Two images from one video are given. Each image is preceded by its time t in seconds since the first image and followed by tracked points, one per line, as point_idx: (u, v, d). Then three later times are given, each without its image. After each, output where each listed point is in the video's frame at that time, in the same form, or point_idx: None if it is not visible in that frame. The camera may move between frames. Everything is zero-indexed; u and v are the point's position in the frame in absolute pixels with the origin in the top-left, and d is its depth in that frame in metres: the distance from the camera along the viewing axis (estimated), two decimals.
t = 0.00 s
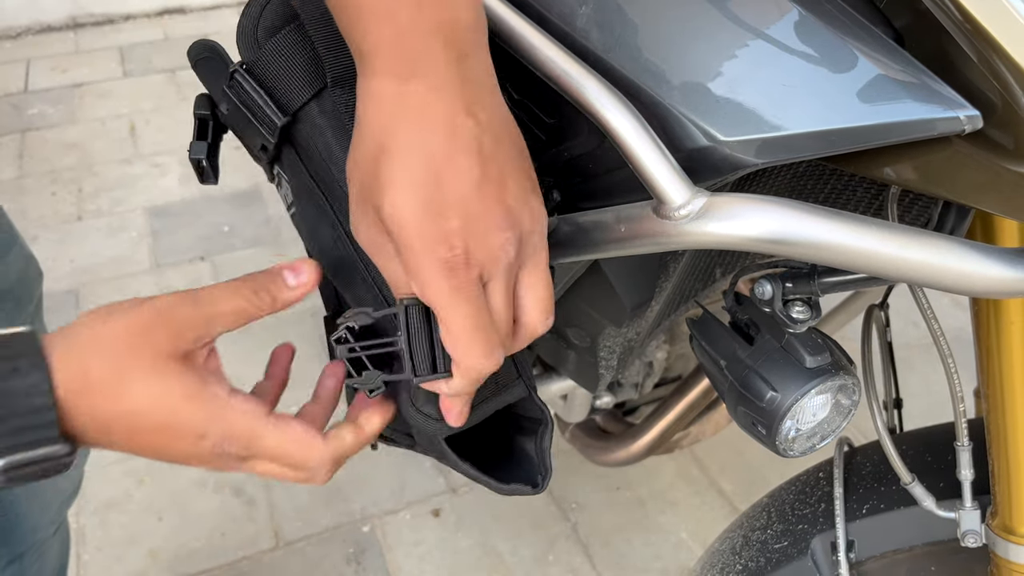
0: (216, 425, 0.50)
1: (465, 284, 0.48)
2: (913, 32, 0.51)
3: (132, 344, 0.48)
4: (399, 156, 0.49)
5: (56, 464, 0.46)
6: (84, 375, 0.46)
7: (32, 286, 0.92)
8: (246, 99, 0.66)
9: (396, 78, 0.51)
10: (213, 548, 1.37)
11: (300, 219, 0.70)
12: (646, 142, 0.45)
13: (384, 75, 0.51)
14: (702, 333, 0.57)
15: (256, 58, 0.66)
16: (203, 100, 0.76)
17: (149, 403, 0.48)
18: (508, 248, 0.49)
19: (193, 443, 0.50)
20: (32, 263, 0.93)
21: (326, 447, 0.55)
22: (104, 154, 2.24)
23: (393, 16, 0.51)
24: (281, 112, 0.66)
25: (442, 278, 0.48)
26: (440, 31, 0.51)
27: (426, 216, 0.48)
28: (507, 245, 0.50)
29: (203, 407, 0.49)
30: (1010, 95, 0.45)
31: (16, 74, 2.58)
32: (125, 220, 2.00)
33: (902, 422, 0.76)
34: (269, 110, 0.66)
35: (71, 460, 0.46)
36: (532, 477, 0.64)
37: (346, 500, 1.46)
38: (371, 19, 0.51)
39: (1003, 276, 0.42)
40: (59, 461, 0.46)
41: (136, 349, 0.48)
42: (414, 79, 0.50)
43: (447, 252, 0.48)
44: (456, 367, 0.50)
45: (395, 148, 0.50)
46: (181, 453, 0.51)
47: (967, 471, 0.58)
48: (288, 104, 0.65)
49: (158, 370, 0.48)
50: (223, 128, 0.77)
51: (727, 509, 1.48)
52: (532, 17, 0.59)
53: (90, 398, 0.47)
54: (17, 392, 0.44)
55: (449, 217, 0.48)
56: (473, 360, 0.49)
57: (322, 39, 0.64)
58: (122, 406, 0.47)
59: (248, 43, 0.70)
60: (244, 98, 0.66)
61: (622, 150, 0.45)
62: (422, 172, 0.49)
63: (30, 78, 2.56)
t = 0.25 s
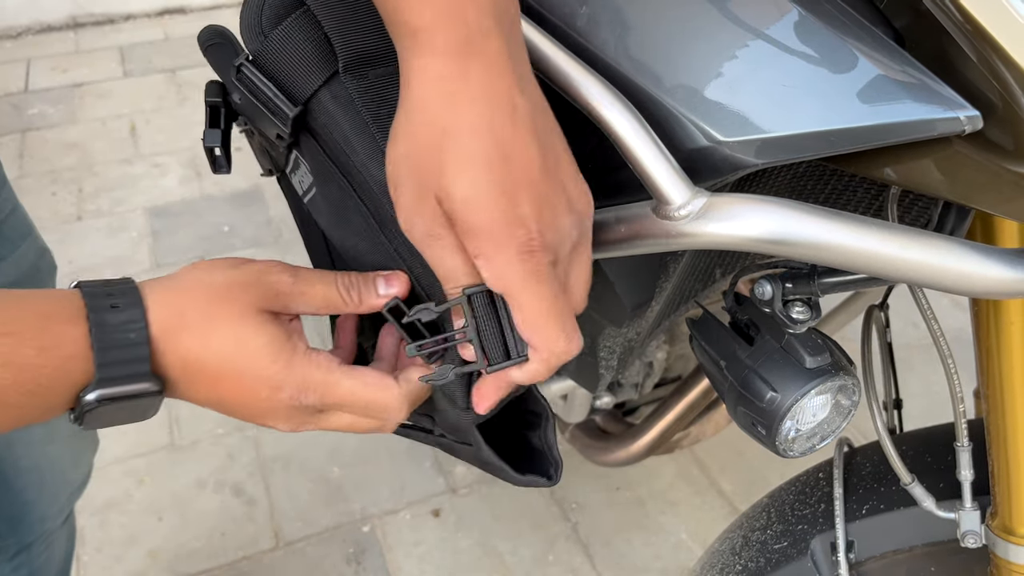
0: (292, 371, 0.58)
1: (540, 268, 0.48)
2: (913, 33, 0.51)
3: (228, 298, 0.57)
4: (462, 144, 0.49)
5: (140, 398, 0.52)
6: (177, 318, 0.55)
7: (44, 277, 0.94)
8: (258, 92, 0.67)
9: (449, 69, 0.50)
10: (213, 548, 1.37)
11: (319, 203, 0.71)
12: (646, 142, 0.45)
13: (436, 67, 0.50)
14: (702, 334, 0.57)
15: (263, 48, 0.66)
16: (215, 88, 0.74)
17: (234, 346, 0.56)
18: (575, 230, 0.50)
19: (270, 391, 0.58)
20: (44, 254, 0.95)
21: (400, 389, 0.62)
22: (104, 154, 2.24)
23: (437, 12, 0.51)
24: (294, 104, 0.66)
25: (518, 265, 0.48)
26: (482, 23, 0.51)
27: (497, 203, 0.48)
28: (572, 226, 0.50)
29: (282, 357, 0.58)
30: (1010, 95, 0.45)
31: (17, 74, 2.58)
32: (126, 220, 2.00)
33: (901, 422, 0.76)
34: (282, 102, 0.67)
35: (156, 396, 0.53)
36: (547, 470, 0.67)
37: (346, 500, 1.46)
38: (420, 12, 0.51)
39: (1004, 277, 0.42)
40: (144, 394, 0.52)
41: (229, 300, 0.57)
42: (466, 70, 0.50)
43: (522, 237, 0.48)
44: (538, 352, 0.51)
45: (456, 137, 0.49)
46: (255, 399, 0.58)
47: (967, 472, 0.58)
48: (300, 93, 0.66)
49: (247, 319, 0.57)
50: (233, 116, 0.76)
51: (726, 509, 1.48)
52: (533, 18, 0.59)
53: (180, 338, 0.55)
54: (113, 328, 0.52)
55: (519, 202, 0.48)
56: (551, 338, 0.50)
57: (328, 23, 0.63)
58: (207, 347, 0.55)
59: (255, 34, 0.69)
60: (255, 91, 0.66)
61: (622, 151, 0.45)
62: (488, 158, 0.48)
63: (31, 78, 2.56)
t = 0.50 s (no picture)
0: (327, 370, 0.58)
1: (544, 291, 0.45)
2: (918, 29, 0.51)
3: (266, 292, 0.57)
4: (478, 158, 0.45)
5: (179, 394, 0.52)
6: (214, 315, 0.55)
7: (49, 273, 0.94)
8: (293, 89, 0.63)
9: (478, 72, 0.46)
10: (214, 547, 1.38)
11: (349, 204, 0.69)
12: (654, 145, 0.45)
13: (466, 68, 0.46)
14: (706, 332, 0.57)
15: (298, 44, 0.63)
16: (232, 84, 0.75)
17: (271, 342, 0.56)
18: (599, 255, 0.45)
19: (305, 385, 0.58)
20: (49, 250, 0.95)
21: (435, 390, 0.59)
22: (105, 153, 2.24)
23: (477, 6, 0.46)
24: (334, 100, 0.63)
25: (520, 286, 0.45)
26: (523, 20, 0.46)
27: (507, 222, 0.44)
28: (597, 250, 0.45)
29: (316, 354, 0.57)
30: (1015, 93, 0.45)
31: (18, 73, 2.59)
32: (126, 219, 2.01)
33: (903, 421, 0.76)
34: (321, 98, 0.63)
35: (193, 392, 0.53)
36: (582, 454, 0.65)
37: (347, 500, 1.46)
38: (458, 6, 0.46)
39: (1007, 274, 0.42)
40: (183, 392, 0.52)
41: (266, 295, 0.57)
42: (495, 72, 0.45)
43: (526, 260, 0.44)
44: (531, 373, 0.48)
45: (476, 147, 0.45)
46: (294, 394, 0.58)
47: (971, 470, 0.58)
48: (339, 88, 0.63)
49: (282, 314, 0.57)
50: (249, 114, 0.76)
51: (727, 509, 1.49)
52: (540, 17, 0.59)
53: (217, 332, 0.55)
54: (149, 325, 0.52)
55: (529, 222, 0.44)
56: (545, 363, 0.47)
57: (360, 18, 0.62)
58: (241, 341, 0.55)
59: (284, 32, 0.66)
60: (291, 88, 0.63)
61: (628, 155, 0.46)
62: (499, 174, 0.44)
63: (32, 77, 2.56)
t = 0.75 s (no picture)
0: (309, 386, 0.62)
1: (531, 309, 0.45)
2: (919, 29, 0.51)
3: (257, 304, 0.59)
4: (464, 173, 0.44)
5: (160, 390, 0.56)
6: (200, 325, 0.57)
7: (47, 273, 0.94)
8: (284, 91, 0.64)
9: (461, 87, 0.45)
10: (215, 547, 1.38)
11: (337, 208, 0.69)
12: (654, 142, 0.45)
13: (449, 82, 0.45)
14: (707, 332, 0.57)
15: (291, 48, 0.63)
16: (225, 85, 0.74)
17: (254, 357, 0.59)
18: (583, 272, 0.45)
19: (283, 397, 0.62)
20: (47, 250, 0.95)
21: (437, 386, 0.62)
22: (106, 152, 2.24)
23: (457, 19, 0.45)
24: (324, 102, 0.63)
25: (508, 303, 0.45)
26: (507, 32, 0.45)
27: (495, 241, 0.43)
28: (581, 266, 0.45)
29: (297, 374, 0.61)
30: (1017, 93, 0.45)
31: (19, 72, 2.59)
32: (127, 218, 2.01)
33: (904, 422, 0.76)
34: (311, 100, 0.63)
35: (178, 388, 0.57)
36: (572, 461, 0.66)
37: (347, 499, 1.46)
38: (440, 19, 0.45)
39: (1010, 275, 0.42)
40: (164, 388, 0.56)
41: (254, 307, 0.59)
42: (482, 87, 0.44)
43: (515, 278, 0.44)
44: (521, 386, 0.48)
45: (462, 162, 0.44)
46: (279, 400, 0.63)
47: (971, 471, 0.58)
48: (330, 91, 0.62)
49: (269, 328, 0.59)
50: (243, 116, 0.76)
51: (727, 509, 1.48)
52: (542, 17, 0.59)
53: (202, 342, 0.58)
54: (136, 331, 0.55)
55: (517, 240, 0.43)
56: (538, 379, 0.47)
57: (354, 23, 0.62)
58: (230, 352, 0.59)
59: (280, 34, 0.66)
60: (282, 90, 0.64)
61: (630, 150, 0.45)
62: (486, 192, 0.43)
63: (33, 76, 2.56)
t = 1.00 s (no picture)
0: (328, 391, 0.61)
1: (588, 277, 0.44)
2: (922, 31, 0.51)
3: (277, 320, 0.57)
4: (507, 146, 0.44)
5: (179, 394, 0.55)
6: (219, 339, 0.56)
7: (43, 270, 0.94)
8: (293, 93, 0.63)
9: (490, 67, 0.45)
10: (215, 547, 1.38)
11: (351, 204, 0.70)
12: (655, 142, 0.45)
13: (477, 64, 0.46)
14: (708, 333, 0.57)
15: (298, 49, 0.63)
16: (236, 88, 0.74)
17: (275, 369, 0.58)
18: (631, 238, 0.45)
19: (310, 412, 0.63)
20: (44, 248, 0.95)
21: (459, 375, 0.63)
22: (107, 152, 2.24)
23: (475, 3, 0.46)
24: (334, 103, 0.63)
25: (564, 271, 0.44)
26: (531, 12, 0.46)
27: (548, 207, 0.43)
28: (629, 233, 0.45)
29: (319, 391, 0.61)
30: (1018, 95, 0.45)
31: (20, 71, 2.59)
32: (128, 218, 2.01)
33: (905, 423, 0.76)
34: (321, 102, 0.63)
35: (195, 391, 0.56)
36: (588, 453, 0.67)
37: (348, 499, 1.46)
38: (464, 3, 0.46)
39: (1009, 278, 0.42)
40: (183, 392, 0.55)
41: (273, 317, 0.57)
42: (512, 63, 0.45)
43: (569, 243, 0.43)
44: (570, 361, 0.46)
45: (503, 134, 0.44)
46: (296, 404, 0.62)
47: (971, 472, 0.58)
48: (339, 91, 0.63)
49: (290, 342, 0.58)
50: (250, 115, 0.75)
51: (727, 510, 1.48)
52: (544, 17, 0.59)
53: (224, 355, 0.57)
54: (158, 346, 0.52)
55: (568, 206, 0.43)
56: (589, 348, 0.45)
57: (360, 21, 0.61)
58: (250, 366, 0.58)
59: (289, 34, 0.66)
60: (291, 92, 0.63)
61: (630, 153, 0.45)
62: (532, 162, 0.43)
63: (34, 75, 2.56)
